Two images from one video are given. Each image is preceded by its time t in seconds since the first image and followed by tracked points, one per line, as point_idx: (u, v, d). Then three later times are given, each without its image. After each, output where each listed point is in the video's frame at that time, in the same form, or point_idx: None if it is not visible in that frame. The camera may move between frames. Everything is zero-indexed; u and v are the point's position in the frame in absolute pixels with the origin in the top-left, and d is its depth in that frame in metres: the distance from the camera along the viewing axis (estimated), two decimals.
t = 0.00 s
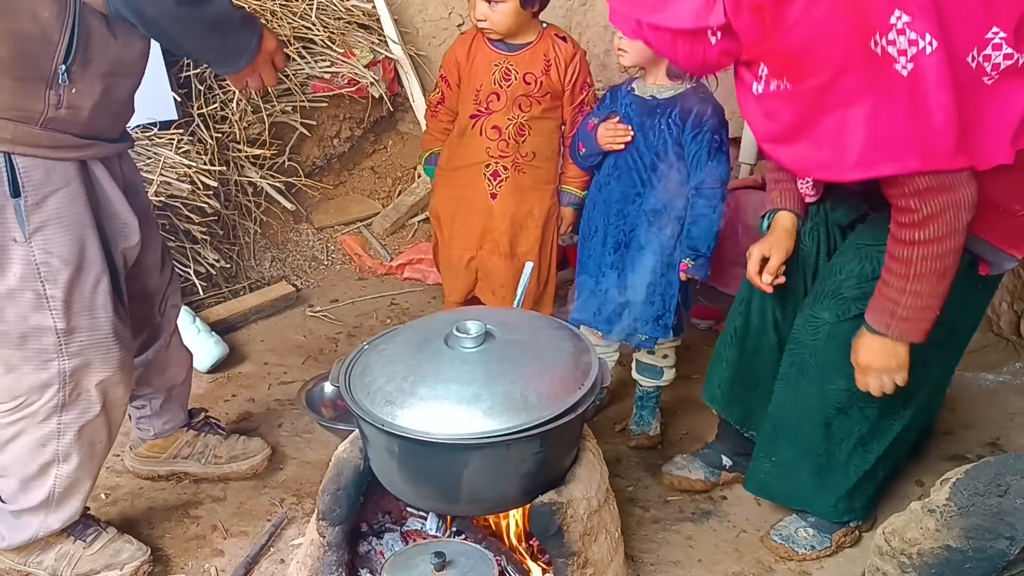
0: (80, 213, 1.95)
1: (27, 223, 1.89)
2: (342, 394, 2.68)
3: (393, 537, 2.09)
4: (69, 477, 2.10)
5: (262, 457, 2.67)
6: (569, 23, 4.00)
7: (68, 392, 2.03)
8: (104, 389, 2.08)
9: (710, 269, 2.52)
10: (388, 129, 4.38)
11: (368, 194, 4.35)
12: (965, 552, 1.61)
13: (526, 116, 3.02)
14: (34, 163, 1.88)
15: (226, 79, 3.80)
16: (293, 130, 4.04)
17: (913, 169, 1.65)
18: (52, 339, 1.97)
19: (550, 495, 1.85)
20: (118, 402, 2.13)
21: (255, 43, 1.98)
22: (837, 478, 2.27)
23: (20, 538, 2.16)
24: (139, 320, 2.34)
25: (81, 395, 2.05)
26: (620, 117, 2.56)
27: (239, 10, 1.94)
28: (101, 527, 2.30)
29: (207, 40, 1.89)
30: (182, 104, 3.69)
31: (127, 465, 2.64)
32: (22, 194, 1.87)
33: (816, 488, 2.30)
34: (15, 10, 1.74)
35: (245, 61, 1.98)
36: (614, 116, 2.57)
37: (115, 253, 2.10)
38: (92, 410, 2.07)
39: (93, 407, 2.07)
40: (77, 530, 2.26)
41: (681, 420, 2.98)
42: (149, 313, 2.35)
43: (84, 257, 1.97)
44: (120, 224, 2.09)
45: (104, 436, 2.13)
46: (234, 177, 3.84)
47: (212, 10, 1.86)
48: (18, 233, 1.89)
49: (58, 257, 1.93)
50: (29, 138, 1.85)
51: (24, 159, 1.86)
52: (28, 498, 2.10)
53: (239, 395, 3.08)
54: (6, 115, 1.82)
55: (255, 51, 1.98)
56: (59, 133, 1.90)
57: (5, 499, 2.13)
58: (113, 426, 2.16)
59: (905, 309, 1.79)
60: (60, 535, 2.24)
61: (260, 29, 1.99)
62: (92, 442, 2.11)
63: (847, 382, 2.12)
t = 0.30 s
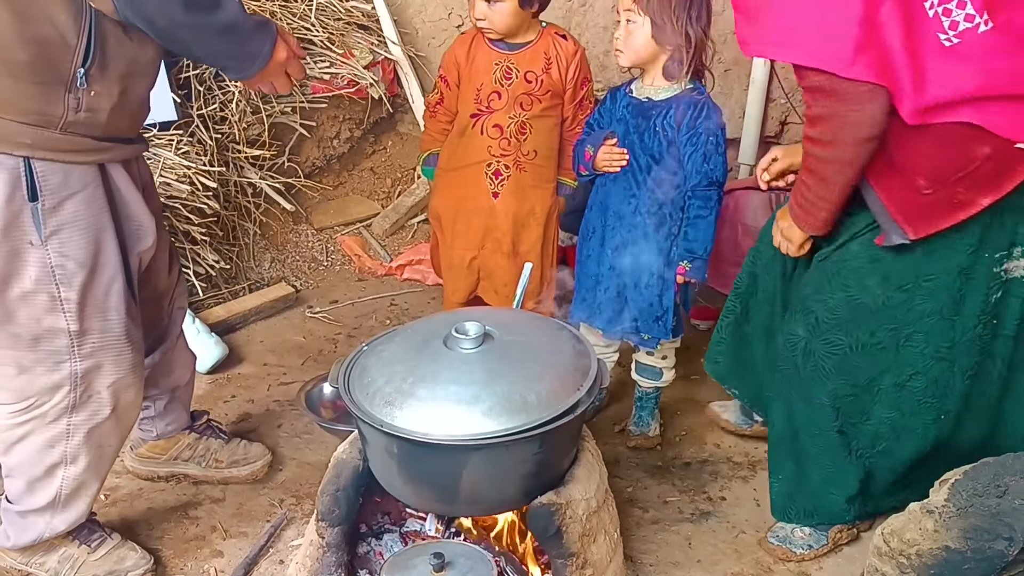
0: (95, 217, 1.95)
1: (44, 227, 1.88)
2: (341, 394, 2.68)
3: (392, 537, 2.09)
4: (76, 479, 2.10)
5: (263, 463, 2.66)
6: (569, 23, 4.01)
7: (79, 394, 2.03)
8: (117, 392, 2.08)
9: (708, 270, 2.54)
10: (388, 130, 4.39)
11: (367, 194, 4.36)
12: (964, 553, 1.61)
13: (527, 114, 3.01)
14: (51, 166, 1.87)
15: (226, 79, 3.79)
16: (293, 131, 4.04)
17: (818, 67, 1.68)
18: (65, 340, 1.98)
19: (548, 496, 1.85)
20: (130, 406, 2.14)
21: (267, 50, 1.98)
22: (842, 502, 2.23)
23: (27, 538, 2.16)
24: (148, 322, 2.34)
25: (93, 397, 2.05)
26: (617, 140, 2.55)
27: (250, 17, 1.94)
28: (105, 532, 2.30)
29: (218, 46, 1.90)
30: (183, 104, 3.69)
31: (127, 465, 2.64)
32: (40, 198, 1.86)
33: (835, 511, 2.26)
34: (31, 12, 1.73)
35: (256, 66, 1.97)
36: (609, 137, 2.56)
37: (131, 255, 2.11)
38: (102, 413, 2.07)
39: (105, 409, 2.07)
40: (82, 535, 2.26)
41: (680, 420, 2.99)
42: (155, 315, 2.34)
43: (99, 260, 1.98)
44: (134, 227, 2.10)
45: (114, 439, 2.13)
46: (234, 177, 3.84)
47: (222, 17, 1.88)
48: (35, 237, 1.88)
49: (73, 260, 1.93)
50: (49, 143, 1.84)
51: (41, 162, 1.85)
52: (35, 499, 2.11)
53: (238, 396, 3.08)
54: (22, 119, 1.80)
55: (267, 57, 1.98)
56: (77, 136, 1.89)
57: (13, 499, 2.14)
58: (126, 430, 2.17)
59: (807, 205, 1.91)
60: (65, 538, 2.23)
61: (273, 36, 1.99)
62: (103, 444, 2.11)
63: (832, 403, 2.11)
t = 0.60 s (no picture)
0: (95, 214, 1.95)
1: (45, 222, 1.89)
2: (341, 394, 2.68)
3: (392, 538, 2.09)
4: (71, 477, 2.09)
5: (264, 468, 2.64)
6: (569, 24, 4.01)
7: (75, 389, 2.02)
8: (112, 390, 2.07)
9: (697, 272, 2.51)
10: (387, 130, 4.39)
11: (367, 194, 4.36)
12: (964, 553, 1.63)
13: (522, 111, 3.02)
14: (56, 162, 1.87)
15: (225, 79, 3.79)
16: (293, 131, 4.04)
17: (748, 53, 1.82)
18: (63, 336, 1.98)
19: (548, 496, 1.85)
20: (127, 406, 2.13)
21: (266, 64, 1.94)
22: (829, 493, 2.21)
23: (22, 537, 2.14)
24: (152, 322, 2.34)
25: (88, 393, 2.05)
26: (624, 158, 2.55)
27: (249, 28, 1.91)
28: (106, 535, 2.29)
29: (215, 56, 1.86)
30: (182, 104, 3.69)
31: (127, 466, 2.64)
32: (43, 193, 1.87)
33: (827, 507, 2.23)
34: (42, 11, 1.75)
35: (253, 79, 1.94)
36: (615, 149, 2.57)
37: (137, 255, 2.11)
38: (98, 410, 2.07)
39: (100, 407, 2.07)
40: (83, 537, 2.26)
41: (680, 420, 2.99)
42: (162, 316, 2.35)
43: (100, 257, 1.98)
44: (143, 227, 2.10)
45: (111, 439, 2.12)
46: (234, 177, 3.83)
47: (220, 28, 1.84)
48: (37, 231, 1.89)
49: (73, 256, 1.93)
50: (55, 139, 1.85)
51: (47, 158, 1.86)
52: (32, 496, 2.10)
53: (238, 396, 3.08)
54: (32, 115, 1.82)
55: (266, 70, 1.94)
56: (85, 135, 1.89)
57: (11, 496, 2.13)
58: (126, 429, 2.16)
59: (800, 187, 2.05)
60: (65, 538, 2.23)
61: (272, 50, 1.96)
62: (99, 443, 2.10)
63: (810, 385, 2.14)
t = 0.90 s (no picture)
0: (97, 208, 1.95)
1: (45, 215, 1.89)
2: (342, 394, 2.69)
3: (393, 538, 2.09)
4: (69, 474, 2.09)
5: (265, 470, 2.64)
6: (569, 24, 4.01)
7: (74, 384, 2.03)
8: (112, 387, 2.07)
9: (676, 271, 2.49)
10: (388, 131, 4.40)
11: (368, 195, 4.37)
12: (965, 553, 1.59)
13: (522, 112, 3.01)
14: (57, 155, 1.88)
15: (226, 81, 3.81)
16: (293, 132, 4.04)
17: (756, 54, 1.98)
18: (63, 331, 1.98)
19: (550, 496, 1.85)
20: (128, 404, 2.12)
21: (261, 61, 1.93)
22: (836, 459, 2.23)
23: (21, 534, 2.16)
24: (158, 325, 2.34)
25: (87, 388, 2.05)
26: (618, 157, 2.55)
27: (245, 23, 1.89)
28: (107, 536, 2.30)
29: (208, 53, 1.86)
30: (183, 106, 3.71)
31: (128, 467, 2.64)
32: (42, 185, 1.87)
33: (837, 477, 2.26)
34: (45, 9, 1.76)
35: (248, 77, 1.93)
36: (608, 146, 2.58)
37: (140, 254, 2.10)
38: (97, 407, 2.07)
39: (99, 403, 2.06)
40: (84, 538, 2.26)
41: (681, 420, 2.99)
42: (168, 320, 2.33)
43: (100, 252, 1.97)
44: (148, 226, 2.09)
45: (110, 436, 2.12)
46: (235, 178, 3.83)
47: (212, 24, 1.83)
48: (37, 224, 1.89)
49: (73, 250, 1.93)
50: (57, 133, 1.86)
51: (48, 151, 1.87)
52: (32, 492, 2.12)
53: (239, 396, 3.08)
54: (34, 110, 1.83)
55: (260, 68, 1.93)
56: (88, 131, 1.90)
57: (14, 491, 2.15)
58: (126, 429, 2.15)
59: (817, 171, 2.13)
60: (66, 539, 2.24)
61: (269, 47, 1.94)
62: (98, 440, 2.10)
63: (814, 357, 2.17)
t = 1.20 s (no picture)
0: (102, 200, 1.95)
1: (50, 206, 1.90)
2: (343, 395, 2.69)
3: (394, 539, 2.09)
4: (69, 469, 2.10)
5: (265, 471, 2.64)
6: (569, 25, 4.02)
7: (76, 378, 2.02)
8: (115, 381, 2.06)
9: (668, 268, 2.51)
10: (388, 131, 4.38)
11: (368, 195, 4.38)
12: (965, 554, 1.58)
13: (523, 113, 3.01)
14: (64, 146, 1.88)
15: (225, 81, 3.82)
16: (293, 133, 4.04)
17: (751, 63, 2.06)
18: (67, 323, 1.98)
19: (550, 497, 1.85)
20: (131, 400, 2.11)
21: (255, 60, 1.93)
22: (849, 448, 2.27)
23: (21, 530, 2.17)
24: (163, 325, 2.33)
25: (88, 382, 2.04)
26: (609, 154, 2.57)
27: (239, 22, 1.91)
28: (109, 537, 2.29)
29: (200, 48, 1.86)
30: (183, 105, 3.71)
31: (129, 467, 2.64)
32: (48, 177, 1.88)
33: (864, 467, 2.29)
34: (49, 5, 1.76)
35: (240, 75, 1.93)
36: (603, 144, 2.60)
37: (146, 249, 2.09)
38: (99, 402, 2.06)
39: (101, 398, 2.06)
40: (87, 540, 2.26)
41: (681, 421, 2.99)
42: (172, 320, 2.33)
43: (104, 245, 1.97)
44: (154, 220, 2.09)
45: (111, 433, 2.11)
46: (235, 178, 3.83)
47: (206, 18, 1.84)
48: (42, 215, 1.90)
49: (77, 242, 1.93)
50: (62, 125, 1.86)
51: (54, 142, 1.87)
52: (33, 488, 2.13)
53: (240, 397, 3.08)
54: (42, 101, 1.84)
55: (252, 67, 1.93)
56: (95, 124, 1.90)
57: (16, 487, 2.16)
58: (128, 427, 2.14)
59: (818, 167, 2.22)
60: (70, 542, 2.24)
61: (263, 47, 1.94)
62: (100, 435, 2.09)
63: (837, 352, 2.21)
